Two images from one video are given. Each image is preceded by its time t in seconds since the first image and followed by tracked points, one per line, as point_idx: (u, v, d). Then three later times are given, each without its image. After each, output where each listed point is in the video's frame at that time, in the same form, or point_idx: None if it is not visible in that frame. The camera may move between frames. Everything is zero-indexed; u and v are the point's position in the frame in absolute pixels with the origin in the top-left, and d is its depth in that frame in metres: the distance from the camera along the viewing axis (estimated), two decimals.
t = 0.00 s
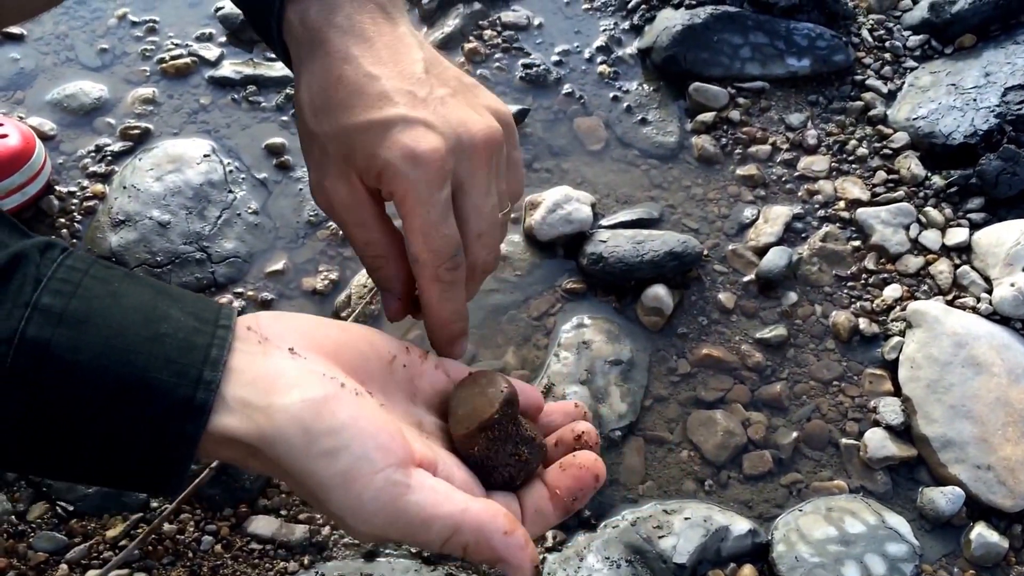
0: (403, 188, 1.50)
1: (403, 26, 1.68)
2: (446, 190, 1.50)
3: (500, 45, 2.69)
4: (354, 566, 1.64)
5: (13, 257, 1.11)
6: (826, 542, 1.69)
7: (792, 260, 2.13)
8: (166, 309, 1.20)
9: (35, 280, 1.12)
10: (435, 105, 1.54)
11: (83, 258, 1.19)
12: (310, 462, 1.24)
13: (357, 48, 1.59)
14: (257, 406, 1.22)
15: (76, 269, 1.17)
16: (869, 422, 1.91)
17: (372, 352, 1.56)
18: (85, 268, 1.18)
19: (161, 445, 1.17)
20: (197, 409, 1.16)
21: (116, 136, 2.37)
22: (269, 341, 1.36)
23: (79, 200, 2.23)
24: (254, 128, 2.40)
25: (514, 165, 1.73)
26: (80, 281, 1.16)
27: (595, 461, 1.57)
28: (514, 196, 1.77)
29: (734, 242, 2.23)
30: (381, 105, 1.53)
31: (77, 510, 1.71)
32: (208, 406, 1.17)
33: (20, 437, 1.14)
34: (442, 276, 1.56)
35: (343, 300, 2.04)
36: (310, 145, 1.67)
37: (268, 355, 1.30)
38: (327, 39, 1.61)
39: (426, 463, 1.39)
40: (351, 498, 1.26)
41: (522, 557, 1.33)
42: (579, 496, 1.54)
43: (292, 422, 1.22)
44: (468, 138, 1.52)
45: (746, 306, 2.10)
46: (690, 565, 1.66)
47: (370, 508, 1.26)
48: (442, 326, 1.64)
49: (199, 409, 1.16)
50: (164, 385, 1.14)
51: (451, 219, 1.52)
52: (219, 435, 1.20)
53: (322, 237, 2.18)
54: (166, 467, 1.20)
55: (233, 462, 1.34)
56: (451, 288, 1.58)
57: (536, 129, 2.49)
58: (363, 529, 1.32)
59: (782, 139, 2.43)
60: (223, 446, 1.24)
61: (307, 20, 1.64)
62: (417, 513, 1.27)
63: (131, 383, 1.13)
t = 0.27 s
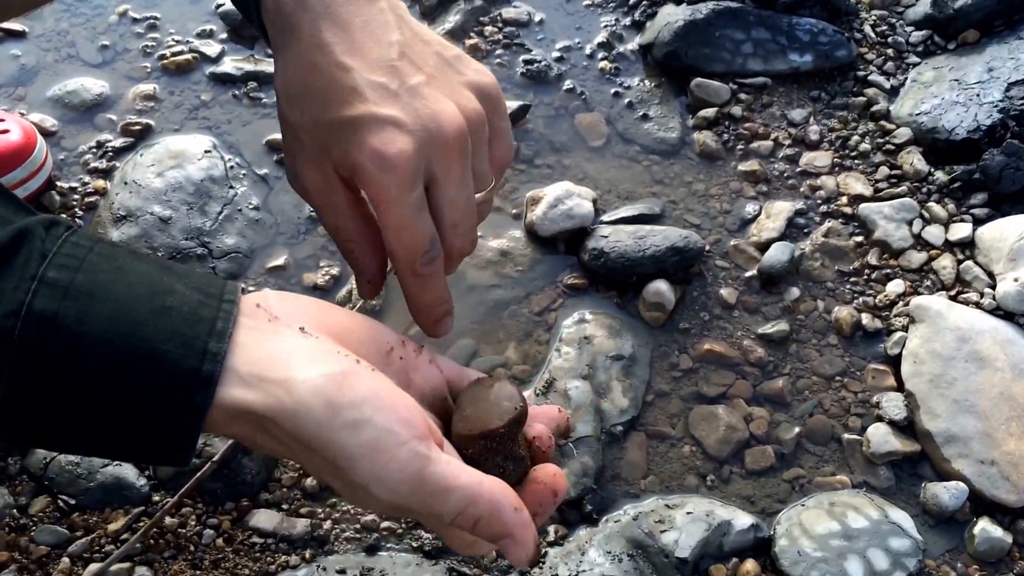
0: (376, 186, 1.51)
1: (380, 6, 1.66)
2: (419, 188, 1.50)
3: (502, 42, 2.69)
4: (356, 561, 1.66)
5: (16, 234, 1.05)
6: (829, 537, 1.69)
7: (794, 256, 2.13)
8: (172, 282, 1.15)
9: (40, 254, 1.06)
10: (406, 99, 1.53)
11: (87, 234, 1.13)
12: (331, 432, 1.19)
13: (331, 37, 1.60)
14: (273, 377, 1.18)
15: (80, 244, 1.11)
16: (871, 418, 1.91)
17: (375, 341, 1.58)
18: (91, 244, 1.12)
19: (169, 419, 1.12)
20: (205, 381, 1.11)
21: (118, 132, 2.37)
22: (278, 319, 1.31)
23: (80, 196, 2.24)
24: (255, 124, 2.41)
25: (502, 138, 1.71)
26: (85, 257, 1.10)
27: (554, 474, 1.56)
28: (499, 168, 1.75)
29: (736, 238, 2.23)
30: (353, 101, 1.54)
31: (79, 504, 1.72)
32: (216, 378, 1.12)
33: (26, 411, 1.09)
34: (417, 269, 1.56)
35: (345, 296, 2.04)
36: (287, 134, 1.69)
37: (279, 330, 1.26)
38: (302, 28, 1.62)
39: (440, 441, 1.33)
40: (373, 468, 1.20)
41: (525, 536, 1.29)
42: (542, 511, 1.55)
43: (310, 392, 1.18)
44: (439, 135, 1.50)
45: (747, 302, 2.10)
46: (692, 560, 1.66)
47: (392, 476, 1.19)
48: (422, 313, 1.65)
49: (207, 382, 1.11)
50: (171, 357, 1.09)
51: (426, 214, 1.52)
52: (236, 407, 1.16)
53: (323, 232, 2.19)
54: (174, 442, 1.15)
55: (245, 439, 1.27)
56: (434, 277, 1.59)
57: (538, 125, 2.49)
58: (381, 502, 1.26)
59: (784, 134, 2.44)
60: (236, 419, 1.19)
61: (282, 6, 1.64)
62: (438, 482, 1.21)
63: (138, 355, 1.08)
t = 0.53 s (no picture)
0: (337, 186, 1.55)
1: None
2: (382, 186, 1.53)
3: (502, 34, 2.68)
4: (357, 551, 1.65)
5: (17, 221, 1.07)
6: (831, 528, 1.69)
7: (796, 247, 2.12)
8: (171, 271, 1.15)
9: (39, 241, 1.08)
10: (364, 96, 1.54)
11: (88, 225, 1.15)
12: (333, 420, 1.19)
13: (281, 20, 1.54)
14: (275, 365, 1.18)
15: (80, 234, 1.12)
16: (874, 409, 1.91)
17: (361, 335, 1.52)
18: (90, 233, 1.14)
19: (169, 405, 1.12)
20: (204, 368, 1.11)
21: (119, 125, 2.37)
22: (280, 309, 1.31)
23: (81, 187, 2.24)
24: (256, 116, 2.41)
25: (455, 104, 1.75)
26: (84, 246, 1.12)
27: (543, 479, 1.58)
28: (452, 132, 1.81)
29: (738, 230, 2.22)
30: (310, 99, 1.54)
31: (81, 494, 1.73)
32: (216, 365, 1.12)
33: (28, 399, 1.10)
34: (393, 260, 1.47)
35: (345, 287, 2.04)
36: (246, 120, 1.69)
37: (281, 321, 1.25)
38: (247, 12, 1.55)
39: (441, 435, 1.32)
40: (373, 457, 1.20)
41: (518, 541, 1.28)
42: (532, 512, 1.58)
43: (313, 379, 1.18)
44: (397, 134, 1.53)
45: (749, 293, 2.10)
46: (694, 551, 1.66)
47: (393, 468, 1.19)
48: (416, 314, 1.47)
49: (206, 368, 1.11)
50: (170, 343, 1.09)
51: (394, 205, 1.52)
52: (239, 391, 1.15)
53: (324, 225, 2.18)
54: (175, 428, 1.14)
55: (245, 427, 1.27)
56: (413, 269, 1.46)
57: (538, 118, 2.49)
58: (378, 494, 1.25)
59: (786, 126, 2.43)
60: (236, 406, 1.19)
61: None
62: (437, 474, 1.20)
63: (137, 341, 1.08)
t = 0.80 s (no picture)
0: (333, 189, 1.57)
1: None
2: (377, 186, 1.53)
3: (503, 27, 2.67)
4: (358, 541, 1.65)
5: (9, 198, 1.07)
6: (833, 519, 1.68)
7: (797, 239, 2.12)
8: (166, 246, 1.15)
9: (32, 217, 1.08)
10: (359, 99, 1.54)
11: (81, 202, 1.15)
12: (337, 381, 1.18)
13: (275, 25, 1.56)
14: (274, 331, 1.17)
15: (73, 211, 1.12)
16: (876, 401, 1.90)
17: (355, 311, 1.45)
18: (84, 211, 1.13)
19: (166, 378, 1.11)
20: (200, 340, 1.10)
21: (120, 117, 2.37)
22: (273, 280, 1.29)
23: (82, 179, 2.24)
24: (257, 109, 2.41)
25: (462, 107, 1.74)
26: (77, 222, 1.12)
27: (549, 435, 1.57)
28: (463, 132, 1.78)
29: (739, 222, 2.22)
30: (306, 104, 1.56)
31: (82, 483, 1.73)
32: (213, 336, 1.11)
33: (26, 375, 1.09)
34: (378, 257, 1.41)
35: (346, 279, 2.04)
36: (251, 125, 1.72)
37: (274, 289, 1.23)
38: (246, 24, 1.58)
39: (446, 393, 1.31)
40: (381, 417, 1.19)
41: (533, 493, 1.29)
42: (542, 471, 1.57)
43: (313, 343, 1.18)
44: (395, 136, 1.52)
45: (751, 285, 2.10)
46: (695, 542, 1.65)
47: (402, 425, 1.19)
48: (397, 313, 1.37)
49: (202, 340, 1.10)
50: (166, 316, 1.08)
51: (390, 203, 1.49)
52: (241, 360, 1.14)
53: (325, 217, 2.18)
54: (174, 402, 1.13)
55: (245, 400, 1.26)
56: (395, 266, 1.38)
57: (539, 111, 2.48)
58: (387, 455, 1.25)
59: (787, 119, 2.42)
60: (236, 377, 1.17)
61: None
62: (447, 428, 1.20)
63: (132, 315, 1.08)
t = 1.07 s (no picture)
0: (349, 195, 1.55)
1: None
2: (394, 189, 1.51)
3: (504, 20, 2.66)
4: (359, 534, 1.65)
5: (3, 178, 1.08)
6: (834, 513, 1.68)
7: (799, 233, 2.11)
8: (163, 227, 1.14)
9: (25, 197, 1.09)
10: (370, 104, 1.54)
11: (77, 184, 1.15)
12: (335, 355, 1.17)
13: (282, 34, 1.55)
14: (268, 308, 1.15)
15: (68, 192, 1.13)
16: (877, 395, 1.90)
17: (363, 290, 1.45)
18: (79, 192, 1.14)
19: (161, 360, 1.10)
20: (195, 321, 1.10)
21: (121, 109, 2.36)
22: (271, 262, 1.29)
23: (83, 171, 2.23)
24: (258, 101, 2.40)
25: (472, 108, 1.72)
26: (72, 203, 1.12)
27: (553, 401, 1.56)
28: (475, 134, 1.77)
29: (740, 216, 2.21)
30: (316, 112, 1.55)
31: (83, 475, 1.73)
32: (207, 317, 1.10)
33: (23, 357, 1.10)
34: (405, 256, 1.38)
35: (348, 272, 2.04)
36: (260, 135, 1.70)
37: (269, 268, 1.21)
38: (252, 34, 1.56)
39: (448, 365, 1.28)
40: (381, 388, 1.18)
41: (539, 464, 1.24)
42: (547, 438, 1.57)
43: (309, 319, 1.16)
44: (406, 140, 1.51)
45: (752, 279, 2.09)
46: (696, 536, 1.65)
47: (403, 395, 1.17)
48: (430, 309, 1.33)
49: (197, 322, 1.10)
50: (160, 296, 1.08)
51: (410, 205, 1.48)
52: (237, 338, 1.13)
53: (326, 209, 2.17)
54: (170, 384, 1.13)
55: (245, 380, 1.24)
56: (422, 261, 1.35)
57: (541, 104, 2.47)
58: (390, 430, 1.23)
59: (789, 113, 2.41)
60: (232, 358, 1.16)
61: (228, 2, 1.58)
62: (449, 396, 1.17)
63: (127, 295, 1.08)
